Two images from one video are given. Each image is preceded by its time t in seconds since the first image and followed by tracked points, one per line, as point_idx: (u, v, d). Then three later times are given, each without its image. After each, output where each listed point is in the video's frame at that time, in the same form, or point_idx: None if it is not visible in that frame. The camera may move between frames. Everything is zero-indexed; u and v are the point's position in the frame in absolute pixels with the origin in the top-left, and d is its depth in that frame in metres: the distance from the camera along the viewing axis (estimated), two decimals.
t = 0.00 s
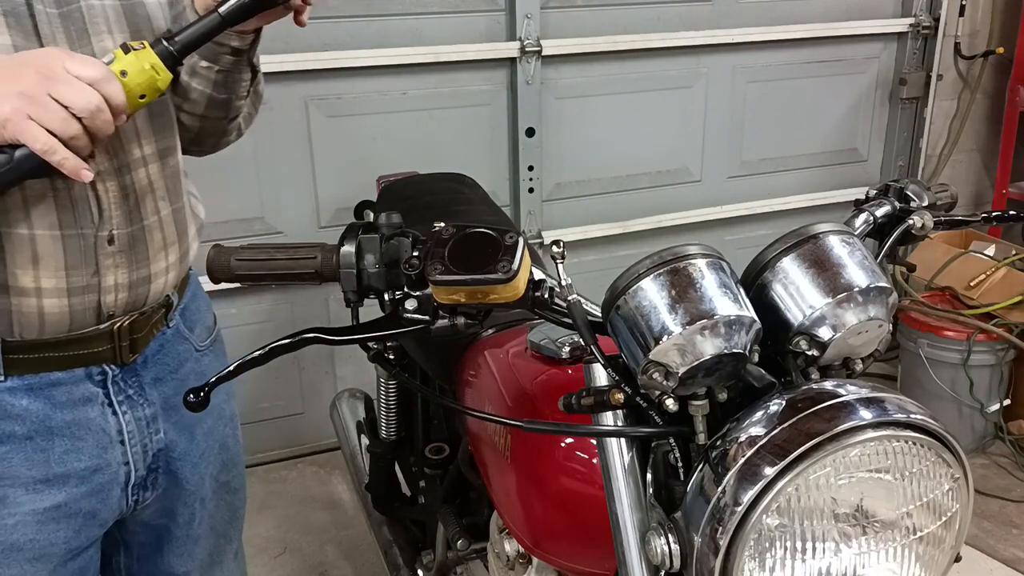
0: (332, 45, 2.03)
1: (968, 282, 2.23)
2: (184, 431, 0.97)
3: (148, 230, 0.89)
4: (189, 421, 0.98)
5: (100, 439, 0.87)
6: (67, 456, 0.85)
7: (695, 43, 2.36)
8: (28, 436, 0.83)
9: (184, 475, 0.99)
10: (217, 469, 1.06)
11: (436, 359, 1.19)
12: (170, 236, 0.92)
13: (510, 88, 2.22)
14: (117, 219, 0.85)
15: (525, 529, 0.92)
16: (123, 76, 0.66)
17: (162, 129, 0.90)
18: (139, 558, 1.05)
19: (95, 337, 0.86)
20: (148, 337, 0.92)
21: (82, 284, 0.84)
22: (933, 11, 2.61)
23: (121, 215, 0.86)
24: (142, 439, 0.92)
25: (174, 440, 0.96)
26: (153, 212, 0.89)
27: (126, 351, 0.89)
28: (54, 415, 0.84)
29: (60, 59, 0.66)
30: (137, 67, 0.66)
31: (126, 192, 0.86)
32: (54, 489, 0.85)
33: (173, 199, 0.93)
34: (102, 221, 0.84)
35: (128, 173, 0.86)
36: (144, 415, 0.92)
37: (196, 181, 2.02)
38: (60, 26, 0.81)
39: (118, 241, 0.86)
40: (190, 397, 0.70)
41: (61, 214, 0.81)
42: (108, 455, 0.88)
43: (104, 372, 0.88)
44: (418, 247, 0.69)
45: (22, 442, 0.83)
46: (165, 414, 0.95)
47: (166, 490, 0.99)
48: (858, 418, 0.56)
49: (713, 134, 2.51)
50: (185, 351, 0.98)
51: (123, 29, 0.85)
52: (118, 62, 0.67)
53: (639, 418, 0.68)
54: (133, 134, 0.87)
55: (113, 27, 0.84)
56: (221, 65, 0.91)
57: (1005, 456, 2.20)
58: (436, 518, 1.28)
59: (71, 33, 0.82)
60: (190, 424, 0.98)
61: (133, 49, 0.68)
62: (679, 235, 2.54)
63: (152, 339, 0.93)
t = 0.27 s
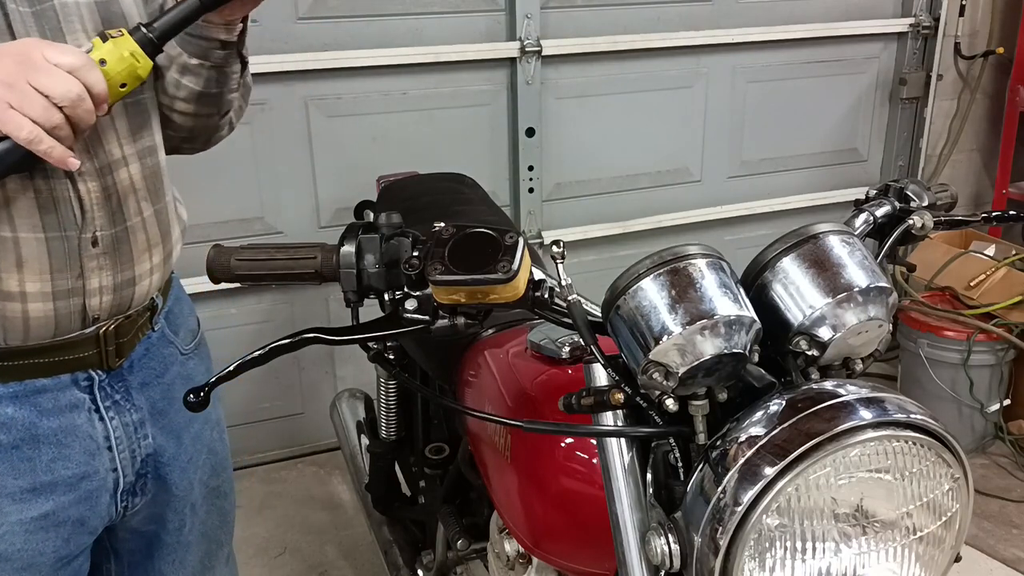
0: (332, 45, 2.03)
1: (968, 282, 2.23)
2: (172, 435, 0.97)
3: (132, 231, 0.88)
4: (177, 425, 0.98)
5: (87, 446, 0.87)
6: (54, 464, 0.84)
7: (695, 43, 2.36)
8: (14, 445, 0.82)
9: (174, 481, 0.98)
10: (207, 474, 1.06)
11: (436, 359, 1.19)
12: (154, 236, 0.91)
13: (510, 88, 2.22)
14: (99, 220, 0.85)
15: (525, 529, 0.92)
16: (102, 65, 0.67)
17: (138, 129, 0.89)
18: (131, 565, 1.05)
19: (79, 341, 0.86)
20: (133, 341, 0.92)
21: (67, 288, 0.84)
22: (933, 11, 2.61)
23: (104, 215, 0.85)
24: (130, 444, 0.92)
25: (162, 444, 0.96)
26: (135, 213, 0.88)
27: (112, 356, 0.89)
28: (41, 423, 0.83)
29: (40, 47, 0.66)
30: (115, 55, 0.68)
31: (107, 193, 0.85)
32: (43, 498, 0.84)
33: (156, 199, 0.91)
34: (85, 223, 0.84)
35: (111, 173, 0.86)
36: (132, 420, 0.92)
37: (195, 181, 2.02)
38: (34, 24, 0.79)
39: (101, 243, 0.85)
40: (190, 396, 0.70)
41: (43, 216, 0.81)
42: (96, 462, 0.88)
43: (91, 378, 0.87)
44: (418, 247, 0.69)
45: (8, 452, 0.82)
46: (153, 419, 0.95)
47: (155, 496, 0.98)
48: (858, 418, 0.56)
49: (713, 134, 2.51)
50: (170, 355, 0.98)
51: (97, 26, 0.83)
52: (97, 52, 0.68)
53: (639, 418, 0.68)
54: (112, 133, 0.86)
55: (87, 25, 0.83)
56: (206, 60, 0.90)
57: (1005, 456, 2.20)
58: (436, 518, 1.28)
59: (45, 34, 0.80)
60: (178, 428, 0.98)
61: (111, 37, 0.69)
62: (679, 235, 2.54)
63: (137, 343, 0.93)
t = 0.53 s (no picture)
0: (332, 45, 2.03)
1: (968, 282, 2.23)
2: (166, 437, 0.98)
3: (121, 231, 0.88)
4: (170, 427, 0.98)
5: (81, 450, 0.87)
6: (49, 470, 0.84)
7: (695, 43, 2.36)
8: (9, 451, 0.81)
9: (168, 483, 0.98)
10: (200, 476, 1.06)
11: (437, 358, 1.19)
12: (143, 236, 0.91)
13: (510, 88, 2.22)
14: (88, 220, 0.84)
15: (525, 529, 0.92)
16: (88, 73, 0.69)
17: (122, 128, 0.89)
18: (125, 570, 1.04)
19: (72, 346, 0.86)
20: (125, 343, 0.92)
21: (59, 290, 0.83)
22: (934, 11, 2.61)
23: (93, 216, 0.85)
24: (125, 448, 0.92)
25: (156, 446, 0.96)
26: (124, 213, 0.88)
27: (104, 359, 0.89)
28: (35, 428, 0.83)
29: (22, 57, 0.65)
30: (100, 63, 0.69)
31: (96, 194, 0.85)
32: (38, 504, 0.84)
33: (143, 199, 0.91)
34: (75, 225, 0.83)
35: (98, 173, 0.85)
36: (125, 423, 0.92)
37: (194, 181, 2.02)
38: (13, 24, 0.79)
39: (91, 244, 0.85)
40: (190, 396, 0.70)
41: (32, 218, 0.80)
42: (90, 466, 0.88)
43: (83, 381, 0.87)
44: (418, 247, 0.69)
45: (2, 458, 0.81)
46: (146, 421, 0.95)
47: (150, 498, 0.98)
48: (858, 418, 0.56)
49: (713, 134, 2.51)
50: (161, 357, 0.98)
51: (79, 26, 0.83)
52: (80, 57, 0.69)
53: (639, 418, 0.68)
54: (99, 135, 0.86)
55: (69, 25, 0.82)
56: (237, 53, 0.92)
57: (1005, 456, 2.20)
58: (436, 518, 1.28)
59: (28, 34, 0.80)
60: (171, 430, 0.98)
61: (92, 44, 0.70)
62: (679, 235, 2.54)
63: (129, 345, 0.94)
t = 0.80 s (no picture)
0: (332, 45, 2.03)
1: (968, 282, 2.23)
2: (162, 438, 0.97)
3: (116, 232, 0.88)
4: (166, 428, 0.98)
5: (77, 452, 0.87)
6: (46, 472, 0.84)
7: (695, 43, 2.35)
8: (5, 454, 0.81)
9: (165, 484, 0.98)
10: (197, 477, 1.06)
11: (437, 359, 1.19)
12: (138, 237, 0.92)
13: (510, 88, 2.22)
14: (83, 223, 0.84)
15: (525, 529, 0.92)
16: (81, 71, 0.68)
17: (114, 130, 0.90)
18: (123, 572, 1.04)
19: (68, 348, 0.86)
20: (120, 344, 0.92)
21: (55, 292, 0.83)
22: (934, 11, 2.61)
23: (87, 217, 0.85)
24: (121, 449, 0.92)
25: (153, 448, 0.96)
26: (118, 214, 0.88)
27: (100, 360, 0.89)
28: (31, 431, 0.83)
29: (17, 60, 0.66)
30: (93, 60, 0.68)
31: (90, 195, 0.85)
32: (35, 506, 0.83)
33: (136, 200, 0.92)
34: (70, 227, 0.83)
35: (92, 175, 0.86)
36: (121, 425, 0.91)
37: (194, 181, 2.02)
38: (4, 24, 0.79)
39: (86, 246, 0.85)
40: (190, 397, 0.70)
41: (27, 221, 0.80)
42: (87, 468, 0.88)
43: (80, 384, 0.87)
44: (418, 247, 0.69)
45: None
46: (142, 423, 0.95)
47: (147, 500, 0.98)
48: (858, 418, 0.56)
49: (713, 134, 2.51)
50: (156, 358, 0.98)
51: (69, 27, 0.83)
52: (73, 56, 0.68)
53: (639, 418, 0.68)
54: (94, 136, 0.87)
55: (59, 25, 0.83)
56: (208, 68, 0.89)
57: (1005, 456, 2.20)
58: (436, 518, 1.28)
59: (18, 34, 0.80)
60: (167, 431, 0.98)
61: (82, 43, 0.69)
62: (679, 235, 2.54)
63: (124, 347, 0.94)
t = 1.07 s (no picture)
0: (332, 45, 2.03)
1: (968, 282, 2.23)
2: (159, 439, 0.97)
3: (111, 233, 0.88)
4: (163, 428, 0.98)
5: (75, 453, 0.86)
6: (44, 474, 0.84)
7: (695, 43, 2.35)
8: (3, 455, 0.81)
9: (162, 484, 0.98)
10: (194, 477, 1.06)
11: (437, 359, 1.19)
12: (133, 237, 0.92)
13: (510, 88, 2.22)
14: (78, 224, 0.85)
15: (525, 529, 0.92)
16: (83, 76, 0.68)
17: (109, 131, 0.91)
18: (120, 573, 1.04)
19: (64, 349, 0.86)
20: (117, 345, 0.92)
21: (52, 294, 0.83)
22: (934, 11, 2.61)
23: (82, 218, 0.85)
24: (119, 450, 0.92)
25: (150, 448, 0.96)
26: (113, 215, 0.89)
27: (98, 362, 0.89)
28: (29, 432, 0.83)
29: (21, 66, 0.65)
30: (92, 65, 0.69)
31: (84, 196, 0.86)
32: (33, 508, 0.83)
33: (131, 200, 0.92)
34: (65, 228, 0.83)
35: (86, 176, 0.86)
36: (119, 425, 0.91)
37: (194, 181, 2.02)
38: None
39: (82, 247, 0.85)
40: (190, 397, 0.70)
41: (23, 224, 0.80)
42: (85, 469, 0.87)
43: (77, 385, 0.87)
44: (418, 247, 0.69)
45: None
46: (139, 424, 0.95)
47: (145, 501, 0.98)
48: (858, 418, 0.56)
49: (712, 134, 2.51)
50: (152, 358, 0.98)
51: (62, 27, 0.83)
52: (72, 62, 0.69)
53: (639, 418, 0.68)
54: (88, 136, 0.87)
55: (52, 25, 0.83)
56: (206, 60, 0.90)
57: (1005, 456, 2.20)
58: (436, 518, 1.28)
59: (11, 34, 0.79)
60: (164, 431, 0.98)
61: (79, 48, 0.70)
62: (678, 235, 2.54)
63: (120, 347, 0.94)
